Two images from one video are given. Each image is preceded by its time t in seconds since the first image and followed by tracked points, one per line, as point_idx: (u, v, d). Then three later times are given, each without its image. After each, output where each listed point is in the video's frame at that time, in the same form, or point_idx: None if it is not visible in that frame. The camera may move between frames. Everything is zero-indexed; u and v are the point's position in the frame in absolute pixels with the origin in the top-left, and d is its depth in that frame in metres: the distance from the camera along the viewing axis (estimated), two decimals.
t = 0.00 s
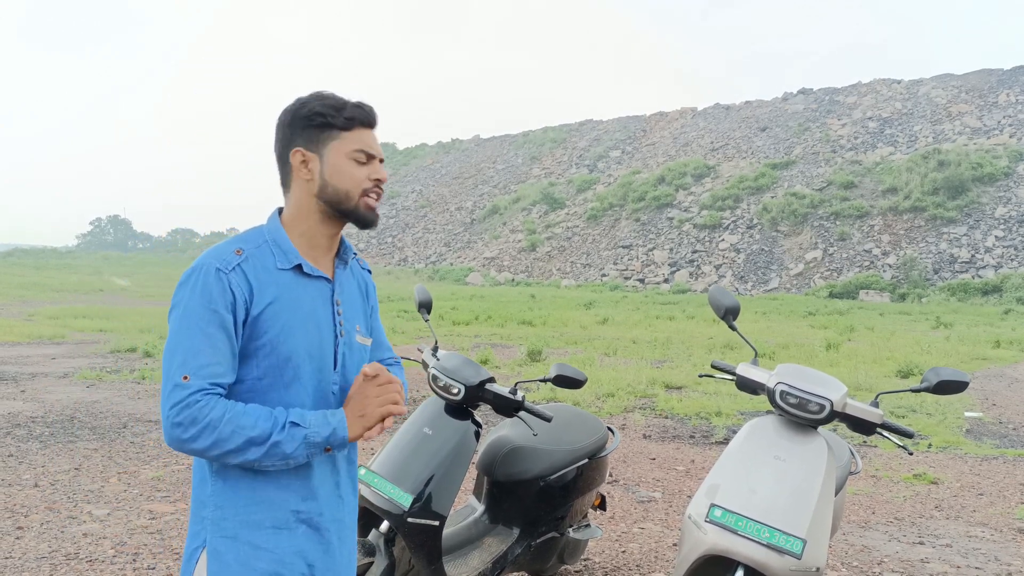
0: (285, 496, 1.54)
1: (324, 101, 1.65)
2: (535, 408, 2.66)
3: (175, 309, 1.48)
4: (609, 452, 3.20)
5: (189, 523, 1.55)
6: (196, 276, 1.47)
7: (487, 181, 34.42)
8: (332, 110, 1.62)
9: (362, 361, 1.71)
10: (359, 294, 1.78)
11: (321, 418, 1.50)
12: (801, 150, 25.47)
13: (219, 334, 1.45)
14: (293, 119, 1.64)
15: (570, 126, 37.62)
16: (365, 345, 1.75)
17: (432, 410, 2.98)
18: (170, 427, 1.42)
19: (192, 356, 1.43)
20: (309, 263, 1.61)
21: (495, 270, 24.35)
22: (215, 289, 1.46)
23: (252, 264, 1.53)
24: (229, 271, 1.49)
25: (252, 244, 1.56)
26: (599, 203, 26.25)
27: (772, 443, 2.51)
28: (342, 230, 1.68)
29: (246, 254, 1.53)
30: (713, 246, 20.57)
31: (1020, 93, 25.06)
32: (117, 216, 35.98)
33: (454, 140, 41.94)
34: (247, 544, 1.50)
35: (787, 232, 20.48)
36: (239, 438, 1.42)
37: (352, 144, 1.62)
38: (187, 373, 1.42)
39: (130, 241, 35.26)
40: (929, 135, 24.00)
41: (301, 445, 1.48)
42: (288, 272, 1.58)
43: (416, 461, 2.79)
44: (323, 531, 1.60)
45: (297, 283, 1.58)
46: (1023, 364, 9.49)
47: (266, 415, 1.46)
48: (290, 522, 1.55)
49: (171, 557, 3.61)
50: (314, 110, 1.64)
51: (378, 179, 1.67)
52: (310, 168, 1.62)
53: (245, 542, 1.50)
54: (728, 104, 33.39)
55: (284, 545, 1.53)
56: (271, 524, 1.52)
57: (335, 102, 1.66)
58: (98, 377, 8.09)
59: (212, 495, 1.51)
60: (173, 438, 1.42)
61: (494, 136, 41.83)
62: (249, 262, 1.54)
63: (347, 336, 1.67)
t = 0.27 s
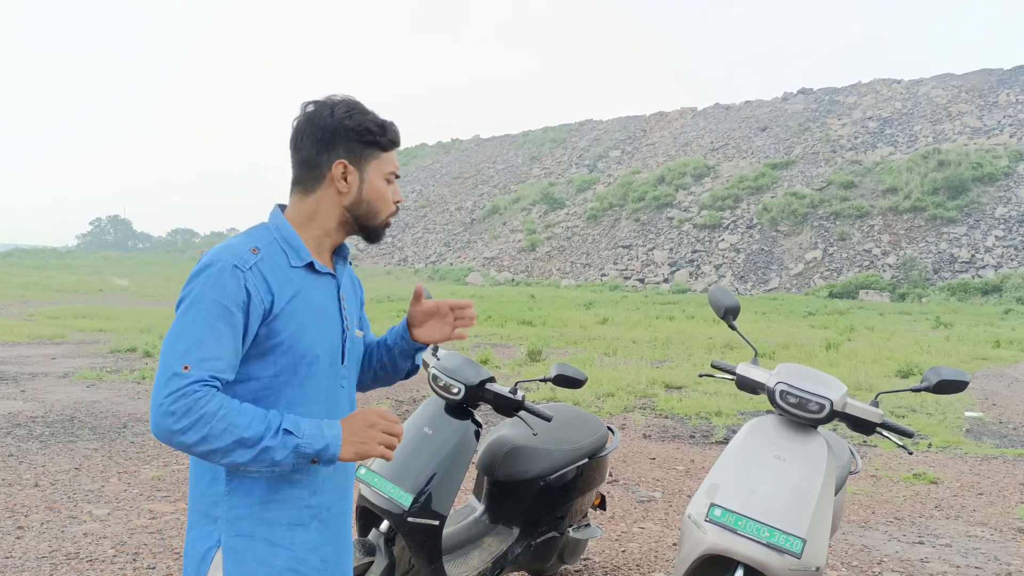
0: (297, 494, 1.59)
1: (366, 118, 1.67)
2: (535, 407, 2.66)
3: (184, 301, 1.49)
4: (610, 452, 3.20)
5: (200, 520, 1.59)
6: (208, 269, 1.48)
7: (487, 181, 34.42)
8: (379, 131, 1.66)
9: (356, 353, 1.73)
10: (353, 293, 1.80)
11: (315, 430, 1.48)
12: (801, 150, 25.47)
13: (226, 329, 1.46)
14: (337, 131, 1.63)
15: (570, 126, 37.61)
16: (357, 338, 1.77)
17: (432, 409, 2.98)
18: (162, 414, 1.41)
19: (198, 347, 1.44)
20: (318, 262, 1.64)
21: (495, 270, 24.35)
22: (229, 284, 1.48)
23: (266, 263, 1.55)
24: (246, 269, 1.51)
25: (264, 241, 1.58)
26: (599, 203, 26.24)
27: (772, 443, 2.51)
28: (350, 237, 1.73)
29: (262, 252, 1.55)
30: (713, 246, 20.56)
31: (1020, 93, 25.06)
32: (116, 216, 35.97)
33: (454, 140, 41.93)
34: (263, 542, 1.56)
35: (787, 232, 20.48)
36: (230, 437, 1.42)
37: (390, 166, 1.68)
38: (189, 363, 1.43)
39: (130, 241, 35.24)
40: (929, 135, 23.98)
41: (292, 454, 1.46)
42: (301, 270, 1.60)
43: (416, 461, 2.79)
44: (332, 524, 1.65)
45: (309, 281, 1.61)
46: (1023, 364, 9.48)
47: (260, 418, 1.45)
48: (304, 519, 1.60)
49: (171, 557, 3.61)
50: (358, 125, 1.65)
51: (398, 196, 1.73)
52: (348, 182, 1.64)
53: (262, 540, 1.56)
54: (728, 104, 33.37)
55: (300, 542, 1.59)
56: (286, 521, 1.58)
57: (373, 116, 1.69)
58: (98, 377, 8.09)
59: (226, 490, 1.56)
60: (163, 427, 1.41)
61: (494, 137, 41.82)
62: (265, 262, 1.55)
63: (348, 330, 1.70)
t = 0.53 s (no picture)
0: (309, 494, 1.60)
1: (370, 129, 1.67)
2: (534, 408, 2.67)
3: (197, 308, 1.48)
4: (609, 452, 3.20)
5: (210, 528, 1.57)
6: (223, 274, 1.48)
7: (487, 181, 34.42)
8: (383, 143, 1.66)
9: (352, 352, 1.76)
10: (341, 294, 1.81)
11: (344, 418, 1.52)
12: (801, 150, 25.47)
13: (248, 333, 1.47)
14: (338, 141, 1.62)
15: (570, 126, 37.59)
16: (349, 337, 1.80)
17: (431, 408, 2.98)
18: (206, 424, 1.41)
19: (227, 353, 1.43)
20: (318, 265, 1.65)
21: (495, 270, 24.35)
22: (242, 288, 1.48)
23: (274, 266, 1.55)
24: (257, 273, 1.52)
25: (268, 245, 1.58)
26: (600, 203, 26.24)
27: (771, 442, 2.51)
28: (345, 242, 1.73)
29: (268, 256, 1.56)
30: (713, 246, 20.56)
31: (1020, 93, 25.06)
32: (117, 216, 35.97)
33: (454, 140, 41.93)
34: (284, 543, 1.56)
35: (787, 232, 20.48)
36: (273, 437, 1.44)
37: (390, 178, 1.69)
38: (224, 370, 1.42)
39: (130, 241, 35.24)
40: (929, 135, 23.98)
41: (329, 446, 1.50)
42: (303, 273, 1.61)
43: (415, 461, 2.79)
44: (342, 522, 1.66)
45: (308, 284, 1.61)
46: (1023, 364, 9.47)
47: (297, 415, 1.47)
48: (318, 518, 1.60)
49: (171, 557, 3.61)
50: (363, 137, 1.65)
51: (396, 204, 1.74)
52: (346, 192, 1.65)
53: (281, 541, 1.56)
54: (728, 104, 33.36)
55: (316, 541, 1.60)
56: (301, 521, 1.58)
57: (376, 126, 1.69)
58: (98, 377, 8.09)
59: (240, 494, 1.55)
60: (210, 436, 1.41)
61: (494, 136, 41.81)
62: (272, 265, 1.56)
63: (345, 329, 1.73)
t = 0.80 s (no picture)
0: (312, 499, 1.60)
1: (351, 121, 1.63)
2: (534, 408, 2.66)
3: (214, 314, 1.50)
4: (609, 452, 3.21)
5: (213, 534, 1.57)
6: (238, 275, 1.51)
7: (487, 181, 34.43)
8: (365, 136, 1.63)
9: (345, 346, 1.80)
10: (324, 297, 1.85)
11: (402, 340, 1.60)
12: (801, 150, 25.46)
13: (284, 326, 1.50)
14: (319, 137, 1.60)
15: (570, 126, 37.58)
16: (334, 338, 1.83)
17: (430, 408, 2.98)
18: (293, 417, 1.44)
19: (276, 350, 1.46)
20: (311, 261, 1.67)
21: (495, 270, 24.36)
22: (254, 288, 1.50)
23: (275, 262, 1.58)
24: (264, 269, 1.54)
25: (266, 245, 1.60)
26: (600, 203, 26.24)
27: (770, 442, 2.51)
28: (334, 236, 1.73)
29: (268, 253, 1.58)
30: (713, 246, 20.55)
31: (1020, 93, 25.07)
32: (117, 216, 35.96)
33: (455, 140, 41.92)
34: (287, 550, 1.56)
35: (787, 232, 20.48)
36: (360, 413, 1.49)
37: (375, 168, 1.66)
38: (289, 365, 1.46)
39: (130, 241, 35.23)
40: (929, 135, 23.98)
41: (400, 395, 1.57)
42: (299, 271, 1.63)
43: (414, 461, 2.79)
44: (344, 524, 1.67)
45: (305, 281, 1.63)
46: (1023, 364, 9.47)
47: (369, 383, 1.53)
48: (319, 521, 1.61)
49: (170, 557, 3.62)
50: (345, 131, 1.62)
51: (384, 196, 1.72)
52: (330, 183, 1.63)
53: (284, 547, 1.56)
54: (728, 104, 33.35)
55: (319, 544, 1.60)
56: (304, 526, 1.58)
57: (359, 115, 1.65)
58: (97, 377, 8.09)
59: (241, 508, 1.55)
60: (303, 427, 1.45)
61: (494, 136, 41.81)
62: (273, 261, 1.58)
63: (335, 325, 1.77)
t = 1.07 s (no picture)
0: (320, 504, 1.57)
1: (333, 100, 1.63)
2: (532, 407, 2.62)
3: (211, 319, 1.46)
4: (608, 452, 3.21)
5: (216, 543, 1.53)
6: (238, 281, 1.46)
7: (487, 181, 34.44)
8: (351, 115, 1.63)
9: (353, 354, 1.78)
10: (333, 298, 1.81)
11: (401, 414, 1.53)
12: (801, 151, 25.48)
13: (277, 340, 1.45)
14: (306, 119, 1.60)
15: (571, 126, 37.60)
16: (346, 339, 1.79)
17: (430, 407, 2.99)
18: (271, 443, 1.40)
19: (268, 367, 1.42)
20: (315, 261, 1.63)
21: (495, 270, 24.37)
22: (255, 294, 1.46)
23: (278, 264, 1.54)
24: (267, 275, 1.49)
25: (269, 245, 1.56)
26: (600, 203, 26.26)
27: (768, 443, 2.51)
28: (336, 224, 1.71)
29: (272, 256, 1.53)
30: (713, 246, 20.57)
31: (1019, 93, 25.09)
32: (117, 216, 35.97)
33: (455, 140, 41.95)
34: (294, 558, 1.52)
35: (787, 232, 20.50)
36: (336, 448, 1.45)
37: (366, 148, 1.66)
38: (274, 388, 1.41)
39: (130, 241, 35.25)
40: (929, 135, 24.00)
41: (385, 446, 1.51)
42: (302, 273, 1.59)
43: (414, 461, 2.79)
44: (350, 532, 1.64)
45: (309, 280, 1.60)
46: (1023, 364, 9.48)
47: (358, 421, 1.48)
48: (327, 528, 1.58)
49: (169, 557, 3.62)
50: (329, 109, 1.62)
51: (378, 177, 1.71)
52: (325, 171, 1.62)
53: (291, 555, 1.52)
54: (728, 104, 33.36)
55: (326, 553, 1.56)
56: (312, 534, 1.55)
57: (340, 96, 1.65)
58: (97, 377, 8.10)
59: (250, 514, 1.51)
60: (277, 455, 1.41)
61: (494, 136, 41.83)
62: (276, 265, 1.54)
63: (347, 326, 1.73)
